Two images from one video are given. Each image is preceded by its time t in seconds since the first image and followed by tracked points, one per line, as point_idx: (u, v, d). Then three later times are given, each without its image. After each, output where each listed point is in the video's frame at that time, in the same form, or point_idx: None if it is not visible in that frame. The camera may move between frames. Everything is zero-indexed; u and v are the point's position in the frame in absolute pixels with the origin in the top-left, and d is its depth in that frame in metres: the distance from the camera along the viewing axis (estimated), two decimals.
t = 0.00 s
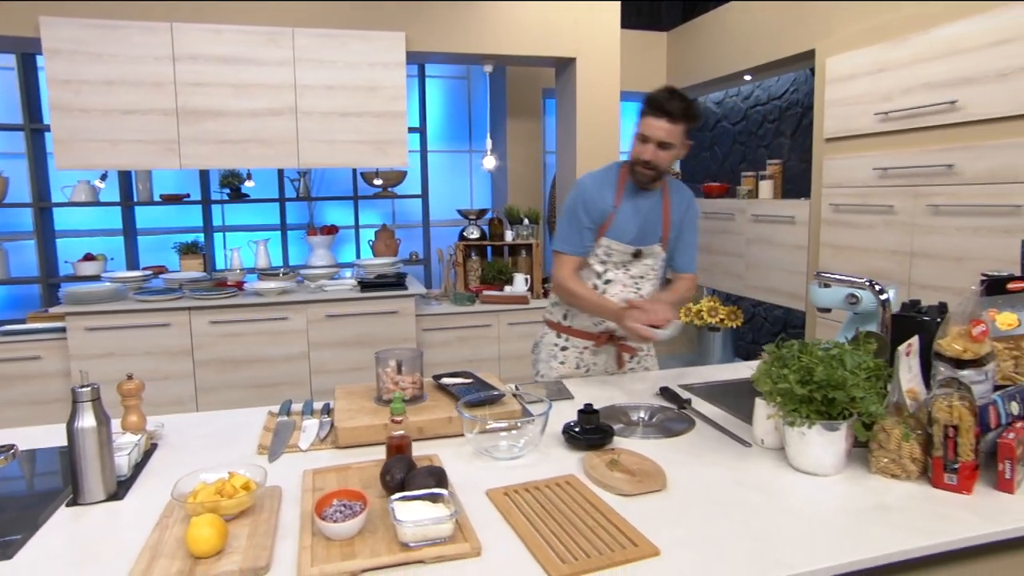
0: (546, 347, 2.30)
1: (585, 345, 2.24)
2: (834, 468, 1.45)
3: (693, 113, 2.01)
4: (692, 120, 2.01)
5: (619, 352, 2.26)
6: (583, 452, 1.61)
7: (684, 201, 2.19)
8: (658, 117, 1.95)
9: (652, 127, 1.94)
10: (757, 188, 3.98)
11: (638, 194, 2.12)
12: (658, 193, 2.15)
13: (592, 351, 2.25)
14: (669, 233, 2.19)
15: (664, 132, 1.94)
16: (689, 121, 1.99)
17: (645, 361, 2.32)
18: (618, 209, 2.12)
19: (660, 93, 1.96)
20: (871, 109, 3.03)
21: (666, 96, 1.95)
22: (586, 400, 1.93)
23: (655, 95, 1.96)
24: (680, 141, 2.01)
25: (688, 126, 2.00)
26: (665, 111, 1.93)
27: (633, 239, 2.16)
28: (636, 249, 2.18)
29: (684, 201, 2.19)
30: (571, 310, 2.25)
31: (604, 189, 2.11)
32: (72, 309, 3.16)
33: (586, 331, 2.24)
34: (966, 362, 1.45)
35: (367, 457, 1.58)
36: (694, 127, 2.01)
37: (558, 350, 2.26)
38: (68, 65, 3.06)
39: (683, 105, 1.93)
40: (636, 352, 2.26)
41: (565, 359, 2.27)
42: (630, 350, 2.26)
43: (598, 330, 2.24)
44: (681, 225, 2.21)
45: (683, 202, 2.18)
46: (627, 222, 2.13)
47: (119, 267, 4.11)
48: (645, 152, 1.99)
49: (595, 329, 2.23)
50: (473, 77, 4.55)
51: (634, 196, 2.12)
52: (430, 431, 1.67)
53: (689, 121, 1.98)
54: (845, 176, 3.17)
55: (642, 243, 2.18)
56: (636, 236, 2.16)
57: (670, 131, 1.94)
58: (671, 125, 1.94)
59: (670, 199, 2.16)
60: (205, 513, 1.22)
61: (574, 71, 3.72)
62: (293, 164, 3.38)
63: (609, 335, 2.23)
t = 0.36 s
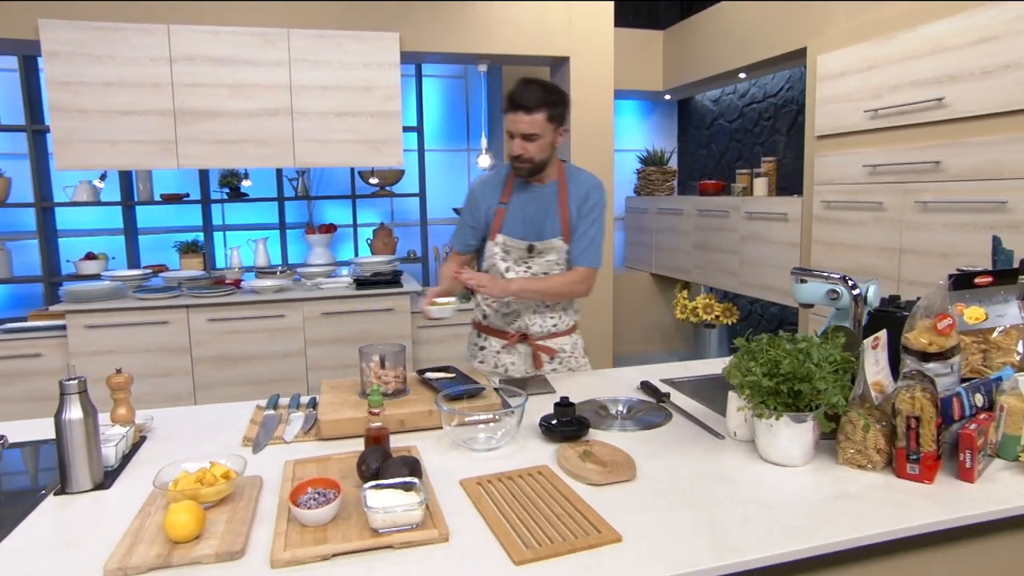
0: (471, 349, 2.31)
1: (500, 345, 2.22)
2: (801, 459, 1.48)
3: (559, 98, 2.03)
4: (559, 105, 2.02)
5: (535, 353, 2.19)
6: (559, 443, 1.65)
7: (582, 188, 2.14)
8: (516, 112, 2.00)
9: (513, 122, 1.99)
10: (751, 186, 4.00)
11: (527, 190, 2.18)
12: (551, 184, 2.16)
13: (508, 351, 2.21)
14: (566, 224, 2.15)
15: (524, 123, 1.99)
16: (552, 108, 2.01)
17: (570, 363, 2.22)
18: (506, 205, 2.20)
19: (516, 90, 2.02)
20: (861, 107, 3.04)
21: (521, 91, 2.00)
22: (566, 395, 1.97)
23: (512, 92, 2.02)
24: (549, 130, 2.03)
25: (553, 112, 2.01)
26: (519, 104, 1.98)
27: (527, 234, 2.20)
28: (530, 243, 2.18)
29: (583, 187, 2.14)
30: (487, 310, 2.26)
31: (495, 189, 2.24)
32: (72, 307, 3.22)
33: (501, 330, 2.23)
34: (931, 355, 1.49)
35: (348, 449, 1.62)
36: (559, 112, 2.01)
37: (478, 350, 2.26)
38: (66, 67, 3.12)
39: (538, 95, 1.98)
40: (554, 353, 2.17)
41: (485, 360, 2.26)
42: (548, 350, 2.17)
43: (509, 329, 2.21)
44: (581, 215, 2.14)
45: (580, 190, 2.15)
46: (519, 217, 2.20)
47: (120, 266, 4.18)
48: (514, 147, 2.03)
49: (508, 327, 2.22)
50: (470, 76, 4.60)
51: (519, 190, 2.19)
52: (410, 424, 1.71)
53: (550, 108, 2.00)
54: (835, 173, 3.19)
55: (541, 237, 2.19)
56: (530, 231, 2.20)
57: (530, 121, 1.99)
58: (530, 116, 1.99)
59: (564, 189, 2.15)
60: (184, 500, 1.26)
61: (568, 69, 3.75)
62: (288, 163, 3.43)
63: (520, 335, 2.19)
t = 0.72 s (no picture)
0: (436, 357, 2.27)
1: (467, 348, 2.20)
2: (785, 455, 1.49)
3: (481, 93, 1.97)
4: (483, 101, 1.97)
5: (503, 352, 2.14)
6: (546, 438, 1.66)
7: (524, 178, 2.17)
8: (440, 116, 1.94)
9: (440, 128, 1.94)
10: (757, 184, 3.98)
11: (469, 188, 2.18)
12: (493, 180, 2.16)
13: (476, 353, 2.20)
14: (517, 216, 2.18)
15: (451, 127, 1.94)
16: (476, 105, 1.95)
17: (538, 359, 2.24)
18: (451, 205, 2.19)
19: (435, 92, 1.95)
20: (864, 104, 3.02)
21: (440, 93, 1.94)
22: (558, 391, 1.99)
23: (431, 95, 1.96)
24: (478, 128, 1.98)
25: (478, 110, 1.96)
26: (444, 108, 1.92)
27: (478, 231, 2.21)
28: (483, 240, 2.20)
29: (525, 176, 2.17)
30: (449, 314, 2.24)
31: (434, 192, 2.22)
32: (81, 303, 3.29)
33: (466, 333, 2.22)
34: (917, 352, 1.49)
35: (339, 442, 1.65)
36: (485, 108, 1.97)
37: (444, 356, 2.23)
38: (76, 67, 3.18)
39: (459, 95, 1.92)
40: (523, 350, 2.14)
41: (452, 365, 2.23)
42: (515, 347, 2.11)
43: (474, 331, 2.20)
44: (531, 205, 2.19)
45: (524, 181, 2.17)
46: (466, 216, 2.20)
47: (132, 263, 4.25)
48: (446, 151, 1.98)
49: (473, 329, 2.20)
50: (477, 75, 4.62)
51: (461, 189, 2.18)
52: (401, 418, 1.74)
53: (474, 106, 1.94)
54: (839, 171, 3.17)
55: (492, 232, 2.20)
56: (479, 228, 2.21)
57: (456, 124, 1.94)
58: (455, 119, 1.93)
59: (508, 183, 2.17)
60: (173, 488, 1.30)
61: (572, 68, 3.76)
62: (294, 161, 3.48)
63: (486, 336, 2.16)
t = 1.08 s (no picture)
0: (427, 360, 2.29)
1: (457, 349, 2.23)
2: (777, 457, 1.46)
3: (463, 93, 1.98)
4: (465, 101, 1.98)
5: (494, 352, 2.20)
6: (536, 437, 1.65)
7: (507, 176, 2.21)
8: (422, 119, 1.95)
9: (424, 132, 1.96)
10: (768, 181, 3.91)
11: (452, 188, 2.19)
12: (476, 179, 2.19)
13: (466, 353, 2.23)
14: (501, 215, 2.22)
15: (434, 130, 1.96)
16: (457, 107, 1.96)
17: (528, 356, 2.29)
18: (434, 206, 2.21)
19: (415, 95, 1.95)
20: (875, 100, 2.96)
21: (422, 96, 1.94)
22: (553, 391, 1.97)
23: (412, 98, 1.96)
24: (461, 129, 2.00)
25: (461, 111, 1.97)
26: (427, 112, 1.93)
27: (462, 231, 2.24)
28: (468, 240, 2.23)
29: (508, 175, 2.21)
30: (438, 317, 2.28)
31: (415, 192, 2.23)
32: (92, 300, 3.34)
33: (455, 334, 2.25)
34: (914, 353, 1.45)
35: (329, 439, 1.65)
36: (467, 109, 1.98)
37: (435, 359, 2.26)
38: (86, 68, 3.23)
39: (441, 98, 1.92)
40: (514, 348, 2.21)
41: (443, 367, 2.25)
42: (506, 346, 2.19)
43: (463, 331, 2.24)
44: (515, 204, 2.23)
45: (507, 180, 2.21)
46: (450, 216, 2.23)
47: (145, 261, 4.31)
48: (431, 154, 2.01)
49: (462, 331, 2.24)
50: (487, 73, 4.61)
51: (444, 190, 2.20)
52: (392, 416, 1.73)
53: (456, 107, 1.96)
54: (850, 168, 3.11)
55: (476, 231, 2.24)
56: (463, 228, 2.24)
57: (440, 127, 1.95)
58: (439, 122, 1.94)
59: (492, 182, 2.20)
60: (156, 485, 1.30)
61: (580, 65, 3.73)
62: (301, 160, 3.49)
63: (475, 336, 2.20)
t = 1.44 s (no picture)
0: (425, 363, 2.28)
1: (453, 353, 2.21)
2: (776, 467, 1.41)
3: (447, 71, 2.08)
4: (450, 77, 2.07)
5: (490, 356, 2.18)
6: (531, 442, 1.62)
7: (503, 174, 2.20)
8: (418, 90, 1.99)
9: (425, 99, 1.98)
10: (786, 181, 3.82)
11: (448, 186, 2.20)
12: (471, 176, 2.20)
13: (462, 357, 2.21)
14: (496, 214, 2.20)
15: (434, 97, 1.99)
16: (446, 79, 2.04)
17: (526, 361, 2.26)
18: (430, 205, 2.21)
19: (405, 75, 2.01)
20: (895, 97, 2.88)
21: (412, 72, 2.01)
22: (553, 395, 1.94)
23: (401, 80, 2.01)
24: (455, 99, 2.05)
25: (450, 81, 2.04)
26: (423, 80, 1.97)
27: (459, 231, 2.23)
28: (463, 240, 2.21)
29: (504, 173, 2.20)
30: (434, 319, 2.25)
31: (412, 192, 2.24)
32: (108, 297, 3.38)
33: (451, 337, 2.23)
34: (922, 361, 1.39)
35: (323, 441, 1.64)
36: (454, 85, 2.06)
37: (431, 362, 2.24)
38: (103, 68, 3.27)
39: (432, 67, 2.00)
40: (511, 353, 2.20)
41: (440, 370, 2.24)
42: (503, 351, 2.18)
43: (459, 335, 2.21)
44: (512, 203, 2.21)
45: (503, 179, 2.20)
46: (445, 215, 2.23)
47: (163, 259, 4.36)
48: (436, 122, 2.01)
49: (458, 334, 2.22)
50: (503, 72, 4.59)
51: (440, 189, 2.21)
52: (387, 418, 1.71)
53: (446, 77, 2.03)
54: (868, 167, 3.03)
55: (472, 230, 2.22)
56: (459, 227, 2.23)
57: (438, 93, 1.99)
58: (436, 89, 1.99)
59: (487, 180, 2.20)
60: (142, 486, 1.29)
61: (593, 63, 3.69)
62: (313, 159, 3.50)
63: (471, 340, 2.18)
